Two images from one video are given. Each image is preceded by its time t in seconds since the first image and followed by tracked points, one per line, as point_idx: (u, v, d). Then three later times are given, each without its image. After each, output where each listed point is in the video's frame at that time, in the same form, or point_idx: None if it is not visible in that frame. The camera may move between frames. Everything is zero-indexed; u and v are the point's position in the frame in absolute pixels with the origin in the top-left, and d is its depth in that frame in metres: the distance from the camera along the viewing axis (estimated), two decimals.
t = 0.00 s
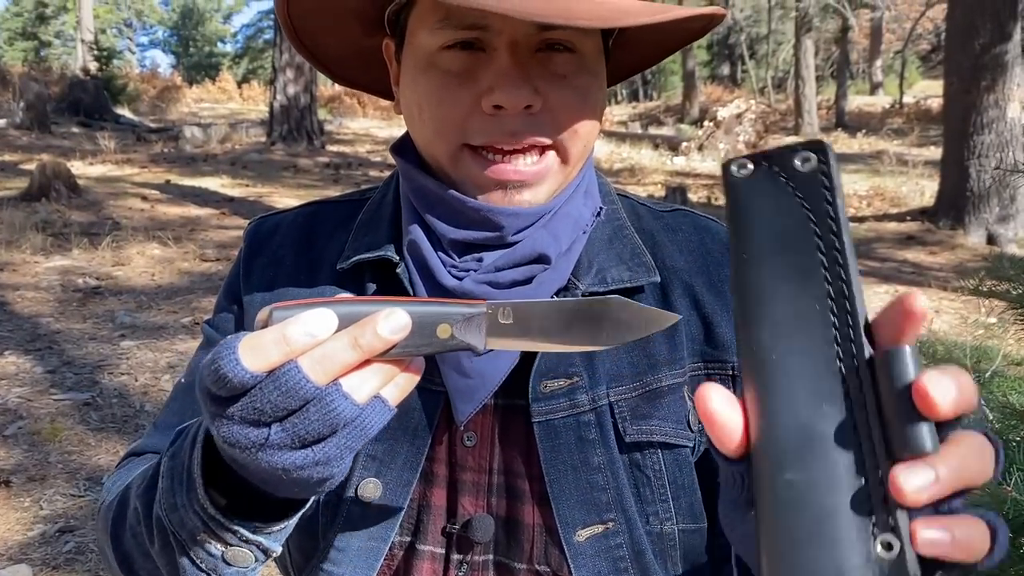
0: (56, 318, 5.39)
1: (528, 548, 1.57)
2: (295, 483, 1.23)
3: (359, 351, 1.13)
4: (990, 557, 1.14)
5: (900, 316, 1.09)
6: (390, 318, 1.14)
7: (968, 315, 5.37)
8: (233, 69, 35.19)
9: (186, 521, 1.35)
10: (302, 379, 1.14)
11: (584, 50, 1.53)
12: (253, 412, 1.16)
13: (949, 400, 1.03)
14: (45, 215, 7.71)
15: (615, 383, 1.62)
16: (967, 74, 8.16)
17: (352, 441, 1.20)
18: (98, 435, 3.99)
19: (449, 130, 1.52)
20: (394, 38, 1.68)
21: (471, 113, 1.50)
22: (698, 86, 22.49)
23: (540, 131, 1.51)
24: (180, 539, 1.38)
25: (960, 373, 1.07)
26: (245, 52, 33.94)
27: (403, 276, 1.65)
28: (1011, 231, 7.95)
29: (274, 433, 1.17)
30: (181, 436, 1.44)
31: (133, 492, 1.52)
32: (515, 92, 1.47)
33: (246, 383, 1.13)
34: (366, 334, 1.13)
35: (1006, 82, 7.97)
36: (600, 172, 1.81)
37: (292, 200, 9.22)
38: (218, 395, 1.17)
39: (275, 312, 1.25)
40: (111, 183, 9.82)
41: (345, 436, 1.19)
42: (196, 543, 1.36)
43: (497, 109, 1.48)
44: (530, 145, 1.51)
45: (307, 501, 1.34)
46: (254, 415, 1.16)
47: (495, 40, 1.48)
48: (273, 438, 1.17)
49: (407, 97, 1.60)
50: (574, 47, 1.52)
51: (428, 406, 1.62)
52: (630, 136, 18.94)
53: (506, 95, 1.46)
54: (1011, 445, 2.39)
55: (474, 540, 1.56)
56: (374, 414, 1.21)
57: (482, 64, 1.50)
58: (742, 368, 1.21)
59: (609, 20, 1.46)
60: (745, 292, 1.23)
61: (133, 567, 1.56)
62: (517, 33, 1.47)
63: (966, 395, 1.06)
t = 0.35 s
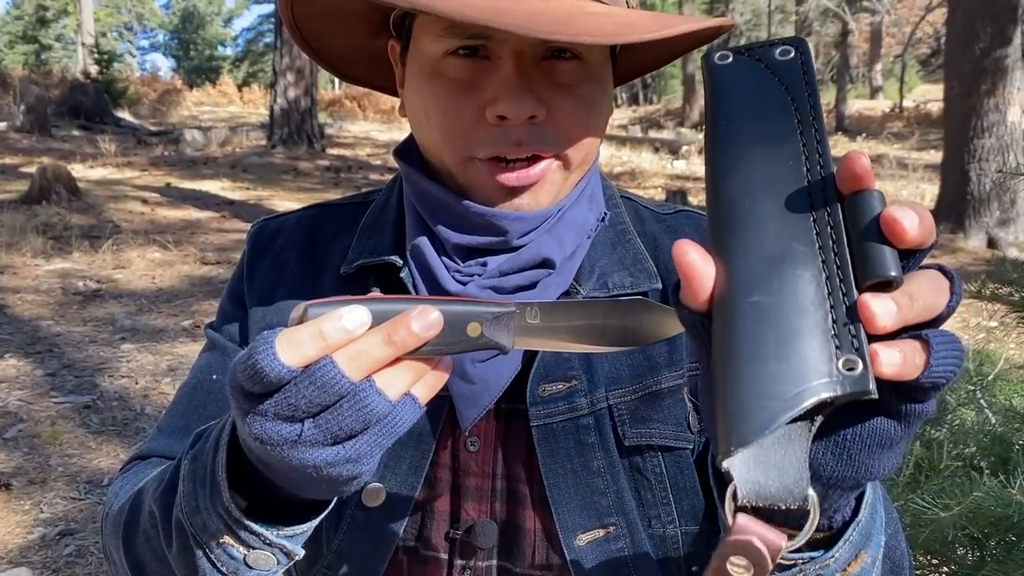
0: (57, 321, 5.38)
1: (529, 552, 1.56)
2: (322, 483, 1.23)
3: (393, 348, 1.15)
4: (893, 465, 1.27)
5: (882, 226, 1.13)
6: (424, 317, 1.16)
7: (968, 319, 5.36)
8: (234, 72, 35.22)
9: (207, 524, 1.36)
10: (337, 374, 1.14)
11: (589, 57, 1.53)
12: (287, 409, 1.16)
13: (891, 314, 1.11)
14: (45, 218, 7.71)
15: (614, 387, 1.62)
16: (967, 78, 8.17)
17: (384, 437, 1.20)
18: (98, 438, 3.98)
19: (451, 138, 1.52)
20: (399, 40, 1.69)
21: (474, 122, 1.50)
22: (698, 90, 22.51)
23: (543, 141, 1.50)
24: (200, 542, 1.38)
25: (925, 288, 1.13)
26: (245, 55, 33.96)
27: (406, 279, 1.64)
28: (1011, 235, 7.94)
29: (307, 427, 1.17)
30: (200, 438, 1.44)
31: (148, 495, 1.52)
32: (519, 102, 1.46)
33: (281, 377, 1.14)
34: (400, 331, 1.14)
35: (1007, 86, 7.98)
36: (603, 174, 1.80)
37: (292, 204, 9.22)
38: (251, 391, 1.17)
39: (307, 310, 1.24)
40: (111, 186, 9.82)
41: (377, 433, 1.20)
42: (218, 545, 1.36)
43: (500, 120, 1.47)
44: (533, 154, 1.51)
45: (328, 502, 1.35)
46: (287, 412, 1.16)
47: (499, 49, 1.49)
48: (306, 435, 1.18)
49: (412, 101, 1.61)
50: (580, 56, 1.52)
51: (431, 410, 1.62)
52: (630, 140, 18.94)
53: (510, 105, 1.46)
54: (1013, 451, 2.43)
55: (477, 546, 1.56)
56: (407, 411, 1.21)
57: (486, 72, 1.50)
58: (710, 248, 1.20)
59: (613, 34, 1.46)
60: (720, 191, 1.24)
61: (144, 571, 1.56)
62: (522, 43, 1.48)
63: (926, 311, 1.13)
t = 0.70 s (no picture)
0: (58, 323, 5.39)
1: (532, 554, 1.56)
2: (326, 485, 1.24)
3: (395, 350, 1.15)
4: (892, 477, 1.28)
5: (883, 252, 1.13)
6: (426, 319, 1.16)
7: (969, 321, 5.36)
8: (234, 74, 35.26)
9: (212, 526, 1.36)
10: (339, 377, 1.15)
11: (593, 60, 1.53)
12: (290, 411, 1.17)
13: (881, 340, 1.11)
14: (46, 220, 7.72)
15: (617, 389, 1.62)
16: (968, 80, 8.18)
17: (387, 439, 1.21)
18: (99, 440, 3.98)
19: (456, 141, 1.53)
20: (402, 44, 1.69)
21: (479, 125, 1.50)
22: (699, 92, 22.53)
23: (547, 143, 1.51)
24: (205, 545, 1.38)
25: (922, 313, 1.14)
26: (246, 57, 33.99)
27: (409, 282, 1.64)
28: (1012, 237, 7.93)
29: (310, 430, 1.18)
30: (205, 441, 1.44)
31: (153, 499, 1.52)
32: (523, 106, 1.47)
33: (284, 380, 1.14)
34: (402, 333, 1.15)
35: (1008, 88, 7.98)
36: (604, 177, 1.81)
37: (294, 205, 9.22)
38: (254, 394, 1.17)
39: (311, 314, 1.25)
40: (112, 187, 9.83)
41: (381, 435, 1.20)
42: (223, 548, 1.36)
43: (504, 123, 1.48)
44: (538, 157, 1.52)
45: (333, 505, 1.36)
46: (290, 414, 1.17)
47: (502, 51, 1.49)
48: (308, 437, 1.18)
49: (416, 105, 1.61)
50: (585, 59, 1.52)
51: (435, 412, 1.63)
52: (630, 142, 18.94)
53: (514, 109, 1.47)
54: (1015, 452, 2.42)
55: (480, 549, 1.55)
56: (411, 413, 1.21)
57: (491, 75, 1.50)
58: (710, 255, 1.22)
59: (617, 37, 1.46)
60: (727, 202, 1.24)
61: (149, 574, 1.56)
62: (526, 46, 1.48)
63: (924, 337, 1.14)
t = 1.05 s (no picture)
0: (60, 323, 5.39)
1: (541, 549, 1.56)
2: (323, 472, 1.24)
3: (391, 336, 1.16)
4: None
5: None
6: (420, 306, 1.17)
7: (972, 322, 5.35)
8: (237, 74, 35.28)
9: (213, 513, 1.35)
10: (333, 360, 1.15)
11: (582, 64, 1.52)
12: (285, 395, 1.17)
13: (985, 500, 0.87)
14: (48, 220, 7.72)
15: (626, 382, 1.61)
16: (970, 80, 8.17)
17: (382, 424, 1.21)
18: (100, 440, 3.99)
19: (450, 145, 1.53)
20: (401, 46, 1.69)
21: (470, 130, 1.50)
22: (701, 92, 22.53)
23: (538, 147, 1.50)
24: (206, 531, 1.37)
25: None
26: (248, 57, 34.01)
27: (415, 277, 1.66)
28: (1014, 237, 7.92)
29: (306, 415, 1.18)
30: (209, 429, 1.45)
31: (159, 489, 1.52)
32: (510, 112, 1.47)
33: (277, 364, 1.15)
34: (396, 320, 1.16)
35: (1010, 89, 7.96)
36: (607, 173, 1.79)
37: (295, 205, 9.22)
38: (250, 379, 1.18)
39: (304, 301, 1.26)
40: (114, 187, 9.84)
41: (376, 419, 1.20)
42: (224, 536, 1.35)
43: (493, 128, 1.48)
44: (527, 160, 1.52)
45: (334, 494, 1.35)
46: (284, 397, 1.17)
47: (490, 58, 1.48)
48: (304, 423, 1.18)
49: (412, 108, 1.62)
50: (573, 64, 1.52)
51: (439, 405, 1.61)
52: (632, 142, 18.93)
53: (501, 114, 1.46)
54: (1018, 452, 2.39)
55: (485, 540, 1.55)
56: (405, 399, 1.22)
57: (480, 81, 1.50)
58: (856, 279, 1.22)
59: (598, 47, 1.45)
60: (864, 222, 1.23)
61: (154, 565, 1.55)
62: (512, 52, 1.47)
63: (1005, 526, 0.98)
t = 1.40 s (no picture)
0: (62, 322, 5.39)
1: (529, 529, 1.57)
2: (308, 437, 1.25)
3: (377, 307, 1.16)
4: None
5: None
6: (408, 278, 1.17)
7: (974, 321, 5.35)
8: (238, 73, 35.27)
9: (201, 470, 1.37)
10: (315, 326, 1.16)
11: (601, 50, 1.54)
12: (269, 357, 1.18)
13: None
14: (50, 219, 7.73)
15: (617, 369, 1.59)
16: (972, 80, 8.15)
17: (362, 395, 1.21)
18: (102, 439, 3.99)
19: (470, 124, 1.54)
20: (423, 36, 1.70)
21: (492, 109, 1.51)
22: (703, 91, 22.51)
23: (557, 128, 1.51)
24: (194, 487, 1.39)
25: None
26: (249, 56, 34.01)
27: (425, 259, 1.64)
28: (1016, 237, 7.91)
29: (288, 379, 1.19)
30: (208, 389, 1.46)
31: (154, 444, 1.54)
32: (532, 90, 1.48)
33: (260, 323, 1.16)
34: (382, 291, 1.15)
35: (1012, 88, 7.94)
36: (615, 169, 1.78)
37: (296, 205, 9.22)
38: (238, 337, 1.19)
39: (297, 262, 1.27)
40: (115, 186, 9.85)
41: (356, 389, 1.20)
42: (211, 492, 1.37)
43: (514, 106, 1.49)
44: (546, 142, 1.53)
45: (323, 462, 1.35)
46: (267, 358, 1.18)
47: (515, 40, 1.50)
48: (286, 386, 1.19)
49: (433, 93, 1.62)
50: (593, 49, 1.53)
51: (440, 384, 1.61)
52: (633, 141, 18.91)
53: (524, 92, 1.47)
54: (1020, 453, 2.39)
55: (486, 518, 1.56)
56: (388, 371, 1.22)
57: (503, 62, 1.51)
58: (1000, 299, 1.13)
59: (623, 22, 1.46)
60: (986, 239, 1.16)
61: (144, 519, 1.56)
62: (537, 33, 1.49)
63: None
